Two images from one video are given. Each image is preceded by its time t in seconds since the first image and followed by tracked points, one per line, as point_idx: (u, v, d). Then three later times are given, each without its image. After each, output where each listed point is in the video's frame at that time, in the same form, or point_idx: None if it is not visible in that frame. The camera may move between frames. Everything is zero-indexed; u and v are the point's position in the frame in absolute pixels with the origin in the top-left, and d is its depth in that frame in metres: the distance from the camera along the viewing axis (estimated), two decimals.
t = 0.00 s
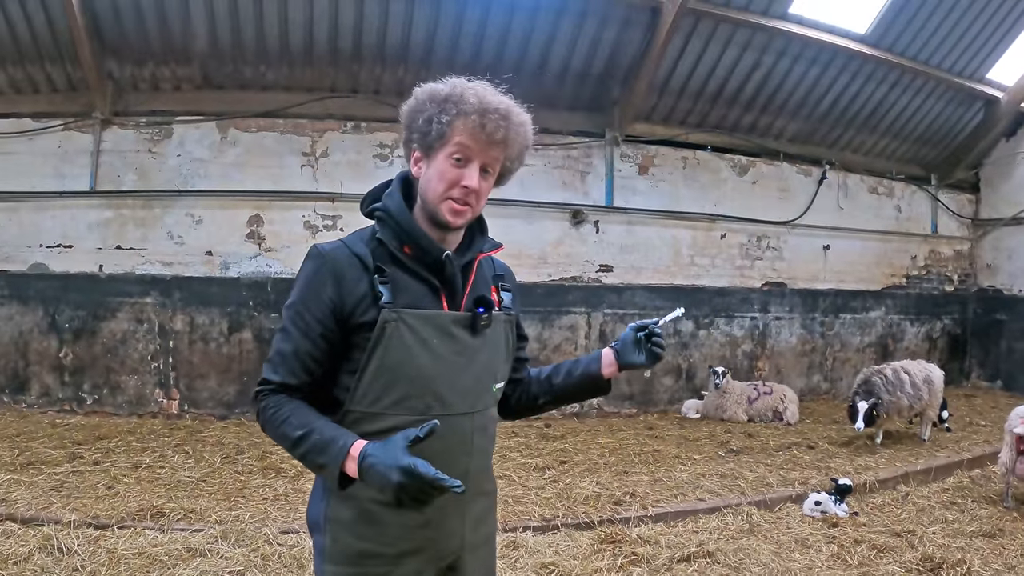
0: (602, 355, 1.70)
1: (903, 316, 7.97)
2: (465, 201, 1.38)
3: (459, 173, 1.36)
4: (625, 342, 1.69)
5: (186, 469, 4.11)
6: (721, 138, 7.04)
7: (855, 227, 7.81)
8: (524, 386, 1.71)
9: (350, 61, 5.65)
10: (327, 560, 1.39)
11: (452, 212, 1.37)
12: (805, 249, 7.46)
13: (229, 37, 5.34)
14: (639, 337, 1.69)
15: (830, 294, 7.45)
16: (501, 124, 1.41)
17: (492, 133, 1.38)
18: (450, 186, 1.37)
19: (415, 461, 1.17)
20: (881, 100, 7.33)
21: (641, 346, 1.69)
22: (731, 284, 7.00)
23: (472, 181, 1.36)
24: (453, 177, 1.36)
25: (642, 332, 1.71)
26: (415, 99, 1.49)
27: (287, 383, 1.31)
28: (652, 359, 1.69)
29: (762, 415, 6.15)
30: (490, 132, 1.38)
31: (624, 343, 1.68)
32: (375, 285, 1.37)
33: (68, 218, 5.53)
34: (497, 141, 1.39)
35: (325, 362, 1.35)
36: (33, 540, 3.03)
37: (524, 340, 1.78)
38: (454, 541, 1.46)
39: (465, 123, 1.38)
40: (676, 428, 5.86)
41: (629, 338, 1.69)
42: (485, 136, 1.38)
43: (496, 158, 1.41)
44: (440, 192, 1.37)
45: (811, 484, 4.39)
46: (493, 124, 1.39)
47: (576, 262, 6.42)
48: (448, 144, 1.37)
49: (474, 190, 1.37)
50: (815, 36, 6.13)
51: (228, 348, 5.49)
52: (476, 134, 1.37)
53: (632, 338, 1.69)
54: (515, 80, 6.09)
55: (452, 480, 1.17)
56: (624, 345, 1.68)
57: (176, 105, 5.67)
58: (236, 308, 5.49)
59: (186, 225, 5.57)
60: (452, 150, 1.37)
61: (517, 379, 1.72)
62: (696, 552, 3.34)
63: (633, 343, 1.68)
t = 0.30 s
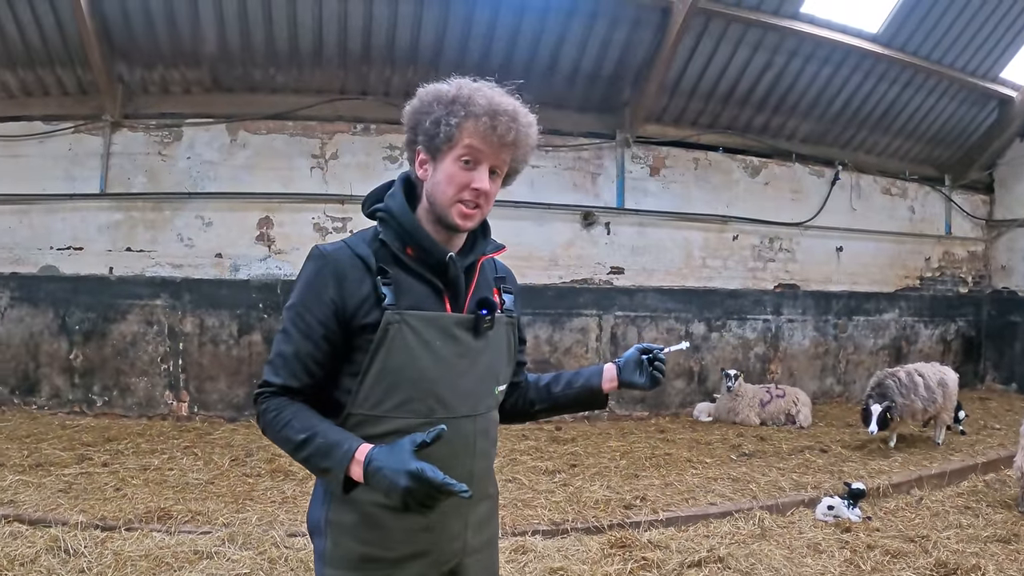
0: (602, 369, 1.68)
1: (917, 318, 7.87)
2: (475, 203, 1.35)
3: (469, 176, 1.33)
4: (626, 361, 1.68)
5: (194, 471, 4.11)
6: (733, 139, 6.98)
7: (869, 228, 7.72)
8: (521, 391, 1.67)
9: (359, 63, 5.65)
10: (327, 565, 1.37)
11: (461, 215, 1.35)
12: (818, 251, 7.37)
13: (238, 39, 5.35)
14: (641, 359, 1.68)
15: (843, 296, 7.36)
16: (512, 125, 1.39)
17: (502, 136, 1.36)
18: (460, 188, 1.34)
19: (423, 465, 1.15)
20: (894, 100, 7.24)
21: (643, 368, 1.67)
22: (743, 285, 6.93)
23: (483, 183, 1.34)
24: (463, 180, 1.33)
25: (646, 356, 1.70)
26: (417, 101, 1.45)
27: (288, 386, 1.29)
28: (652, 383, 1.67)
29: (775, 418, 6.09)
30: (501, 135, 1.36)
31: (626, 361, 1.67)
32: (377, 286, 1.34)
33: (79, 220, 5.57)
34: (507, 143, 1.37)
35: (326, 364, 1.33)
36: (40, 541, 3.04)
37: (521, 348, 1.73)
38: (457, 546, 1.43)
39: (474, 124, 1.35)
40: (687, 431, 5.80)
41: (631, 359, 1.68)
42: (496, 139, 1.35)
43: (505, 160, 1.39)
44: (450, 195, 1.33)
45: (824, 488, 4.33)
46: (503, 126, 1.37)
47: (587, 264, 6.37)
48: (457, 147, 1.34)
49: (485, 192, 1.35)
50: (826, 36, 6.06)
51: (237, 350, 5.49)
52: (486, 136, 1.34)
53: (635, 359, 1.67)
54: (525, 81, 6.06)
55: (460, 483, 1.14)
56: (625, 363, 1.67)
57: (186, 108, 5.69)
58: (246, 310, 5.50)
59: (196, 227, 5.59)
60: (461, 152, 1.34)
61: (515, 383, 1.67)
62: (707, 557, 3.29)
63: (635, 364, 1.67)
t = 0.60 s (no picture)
0: (612, 372, 1.64)
1: (931, 319, 7.74)
2: (485, 200, 1.32)
3: (477, 172, 1.30)
4: (637, 366, 1.64)
5: (204, 472, 4.11)
6: (746, 139, 6.91)
7: (883, 229, 7.61)
8: (529, 393, 1.64)
9: (370, 65, 5.64)
10: (333, 565, 1.34)
11: (472, 213, 1.32)
12: (831, 252, 7.28)
13: (249, 40, 5.36)
14: (652, 364, 1.64)
15: (857, 296, 7.25)
16: (518, 118, 1.35)
17: (509, 129, 1.33)
18: (470, 185, 1.31)
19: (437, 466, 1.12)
20: (907, 99, 7.13)
21: (654, 373, 1.63)
22: (756, 286, 6.85)
23: (492, 178, 1.31)
24: (472, 177, 1.31)
25: (657, 360, 1.66)
26: (423, 100, 1.43)
27: (298, 385, 1.26)
28: (663, 389, 1.63)
29: (788, 420, 6.00)
30: (508, 128, 1.32)
31: (637, 366, 1.62)
32: (387, 285, 1.31)
33: (90, 221, 5.59)
34: (514, 136, 1.34)
35: (336, 363, 1.30)
36: (49, 542, 3.04)
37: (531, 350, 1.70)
38: (464, 547, 1.40)
39: (479, 120, 1.31)
40: (699, 433, 5.73)
41: (642, 364, 1.63)
42: (502, 133, 1.32)
43: (514, 153, 1.35)
44: (460, 193, 1.31)
45: (839, 491, 4.25)
46: (509, 119, 1.33)
47: (599, 265, 6.33)
48: (463, 144, 1.31)
49: (495, 187, 1.31)
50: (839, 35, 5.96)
51: (249, 351, 5.50)
52: (492, 131, 1.31)
53: (647, 364, 1.63)
54: (537, 81, 6.02)
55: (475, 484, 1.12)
56: (636, 367, 1.62)
57: (198, 109, 5.71)
58: (257, 311, 5.50)
59: (207, 228, 5.60)
60: (468, 148, 1.31)
61: (523, 385, 1.64)
62: (719, 560, 3.24)
63: (647, 369, 1.62)
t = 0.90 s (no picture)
0: (640, 390, 1.59)
1: (956, 324, 7.54)
2: (517, 206, 1.28)
3: (509, 178, 1.27)
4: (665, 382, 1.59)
5: (226, 475, 4.12)
6: (770, 143, 6.82)
7: (909, 232, 7.45)
8: (554, 405, 1.60)
9: (392, 69, 5.65)
10: (348, 568, 1.32)
11: (503, 219, 1.28)
12: (856, 256, 7.13)
13: (271, 46, 5.40)
14: (682, 383, 1.59)
15: (882, 301, 7.09)
16: (552, 124, 1.32)
17: (543, 135, 1.29)
18: (501, 191, 1.27)
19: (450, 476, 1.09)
20: (931, 101, 6.98)
21: (683, 392, 1.58)
22: (780, 291, 6.73)
23: (524, 184, 1.27)
24: (504, 182, 1.27)
25: (686, 378, 1.61)
26: (455, 105, 1.40)
27: (317, 386, 1.24)
28: (692, 408, 1.58)
29: (812, 427, 5.89)
30: (541, 134, 1.29)
31: (665, 384, 1.57)
32: (407, 291, 1.28)
33: (114, 226, 5.66)
34: (548, 143, 1.30)
35: (355, 366, 1.27)
36: (71, 543, 3.06)
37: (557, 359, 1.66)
38: (480, 557, 1.36)
39: (512, 125, 1.28)
40: (721, 440, 5.64)
41: (671, 381, 1.58)
42: (536, 138, 1.28)
43: (547, 160, 1.31)
44: (491, 199, 1.27)
45: (863, 498, 4.14)
46: (543, 125, 1.30)
47: (622, 270, 6.27)
48: (496, 149, 1.28)
49: (527, 194, 1.27)
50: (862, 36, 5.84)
51: (271, 355, 5.52)
52: (525, 136, 1.27)
53: (675, 380, 1.58)
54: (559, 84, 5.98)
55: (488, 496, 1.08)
56: (664, 384, 1.57)
57: (221, 114, 5.77)
58: (279, 315, 5.52)
59: (230, 233, 5.65)
60: (500, 153, 1.27)
61: (547, 397, 1.59)
62: (743, 568, 3.16)
63: (676, 386, 1.57)
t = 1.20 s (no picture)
0: (660, 384, 1.55)
1: (974, 326, 7.40)
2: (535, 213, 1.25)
3: (529, 184, 1.24)
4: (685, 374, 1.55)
5: (240, 476, 4.12)
6: (786, 143, 6.75)
7: (927, 233, 7.34)
8: (576, 410, 1.58)
9: (407, 71, 5.64)
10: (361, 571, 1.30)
11: (520, 225, 1.26)
12: (874, 258, 7.03)
13: (286, 49, 5.42)
14: (703, 372, 1.55)
15: (899, 303, 6.94)
16: (576, 133, 1.29)
17: (566, 144, 1.26)
18: (520, 197, 1.25)
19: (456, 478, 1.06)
20: (948, 101, 6.87)
21: (705, 382, 1.54)
22: (797, 293, 6.65)
23: (544, 192, 1.24)
24: (523, 188, 1.24)
25: (707, 367, 1.57)
26: (480, 104, 1.38)
27: (332, 389, 1.22)
28: (717, 397, 1.53)
29: (829, 430, 5.81)
30: (565, 142, 1.26)
31: (685, 376, 1.53)
32: (422, 293, 1.26)
33: (130, 228, 5.70)
34: (571, 151, 1.27)
35: (371, 369, 1.25)
36: (86, 543, 3.07)
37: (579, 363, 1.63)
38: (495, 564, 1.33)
39: (536, 131, 1.25)
40: (737, 442, 5.57)
41: (691, 370, 1.55)
42: (559, 146, 1.26)
43: (569, 169, 1.29)
44: (509, 203, 1.24)
45: (880, 502, 4.06)
46: (567, 133, 1.27)
47: (638, 271, 6.23)
48: (518, 154, 1.25)
49: (546, 203, 1.25)
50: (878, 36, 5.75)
51: (286, 357, 5.53)
52: (549, 144, 1.25)
53: (695, 370, 1.54)
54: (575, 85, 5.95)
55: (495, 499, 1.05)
56: (683, 375, 1.54)
57: (237, 117, 5.80)
58: (295, 317, 5.52)
59: (246, 235, 5.67)
60: (522, 159, 1.25)
61: (570, 403, 1.59)
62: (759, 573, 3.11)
63: (696, 377, 1.53)
